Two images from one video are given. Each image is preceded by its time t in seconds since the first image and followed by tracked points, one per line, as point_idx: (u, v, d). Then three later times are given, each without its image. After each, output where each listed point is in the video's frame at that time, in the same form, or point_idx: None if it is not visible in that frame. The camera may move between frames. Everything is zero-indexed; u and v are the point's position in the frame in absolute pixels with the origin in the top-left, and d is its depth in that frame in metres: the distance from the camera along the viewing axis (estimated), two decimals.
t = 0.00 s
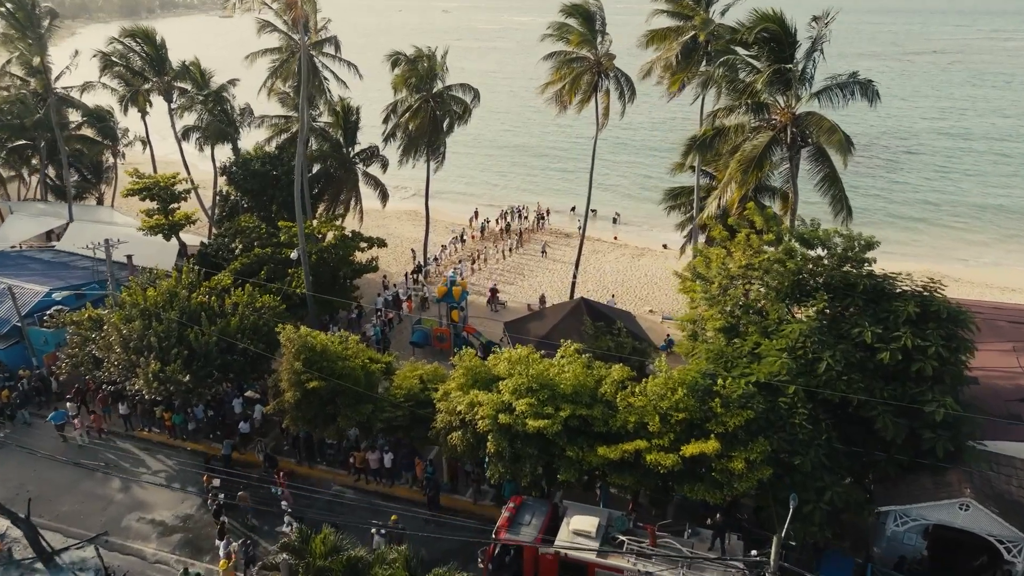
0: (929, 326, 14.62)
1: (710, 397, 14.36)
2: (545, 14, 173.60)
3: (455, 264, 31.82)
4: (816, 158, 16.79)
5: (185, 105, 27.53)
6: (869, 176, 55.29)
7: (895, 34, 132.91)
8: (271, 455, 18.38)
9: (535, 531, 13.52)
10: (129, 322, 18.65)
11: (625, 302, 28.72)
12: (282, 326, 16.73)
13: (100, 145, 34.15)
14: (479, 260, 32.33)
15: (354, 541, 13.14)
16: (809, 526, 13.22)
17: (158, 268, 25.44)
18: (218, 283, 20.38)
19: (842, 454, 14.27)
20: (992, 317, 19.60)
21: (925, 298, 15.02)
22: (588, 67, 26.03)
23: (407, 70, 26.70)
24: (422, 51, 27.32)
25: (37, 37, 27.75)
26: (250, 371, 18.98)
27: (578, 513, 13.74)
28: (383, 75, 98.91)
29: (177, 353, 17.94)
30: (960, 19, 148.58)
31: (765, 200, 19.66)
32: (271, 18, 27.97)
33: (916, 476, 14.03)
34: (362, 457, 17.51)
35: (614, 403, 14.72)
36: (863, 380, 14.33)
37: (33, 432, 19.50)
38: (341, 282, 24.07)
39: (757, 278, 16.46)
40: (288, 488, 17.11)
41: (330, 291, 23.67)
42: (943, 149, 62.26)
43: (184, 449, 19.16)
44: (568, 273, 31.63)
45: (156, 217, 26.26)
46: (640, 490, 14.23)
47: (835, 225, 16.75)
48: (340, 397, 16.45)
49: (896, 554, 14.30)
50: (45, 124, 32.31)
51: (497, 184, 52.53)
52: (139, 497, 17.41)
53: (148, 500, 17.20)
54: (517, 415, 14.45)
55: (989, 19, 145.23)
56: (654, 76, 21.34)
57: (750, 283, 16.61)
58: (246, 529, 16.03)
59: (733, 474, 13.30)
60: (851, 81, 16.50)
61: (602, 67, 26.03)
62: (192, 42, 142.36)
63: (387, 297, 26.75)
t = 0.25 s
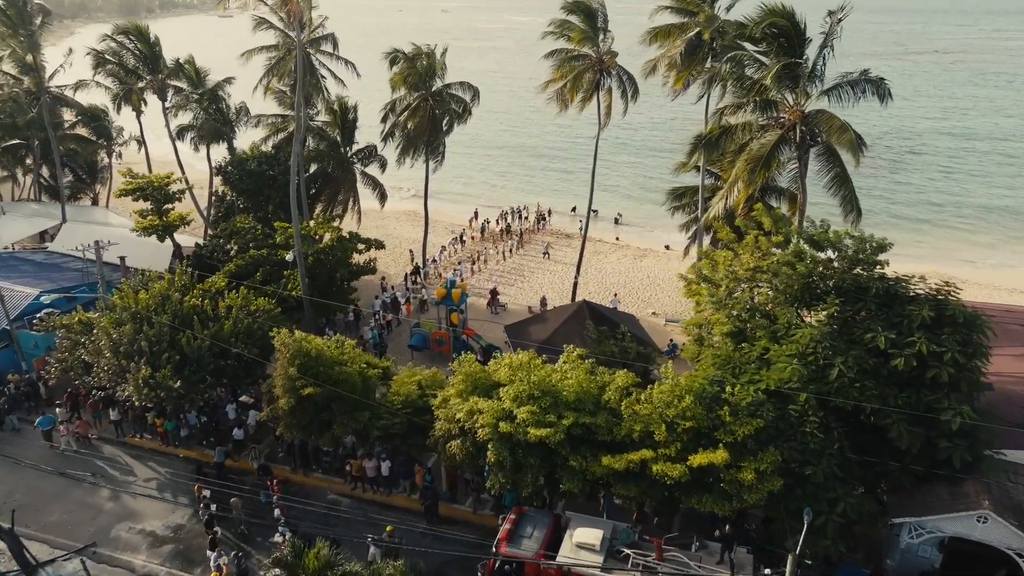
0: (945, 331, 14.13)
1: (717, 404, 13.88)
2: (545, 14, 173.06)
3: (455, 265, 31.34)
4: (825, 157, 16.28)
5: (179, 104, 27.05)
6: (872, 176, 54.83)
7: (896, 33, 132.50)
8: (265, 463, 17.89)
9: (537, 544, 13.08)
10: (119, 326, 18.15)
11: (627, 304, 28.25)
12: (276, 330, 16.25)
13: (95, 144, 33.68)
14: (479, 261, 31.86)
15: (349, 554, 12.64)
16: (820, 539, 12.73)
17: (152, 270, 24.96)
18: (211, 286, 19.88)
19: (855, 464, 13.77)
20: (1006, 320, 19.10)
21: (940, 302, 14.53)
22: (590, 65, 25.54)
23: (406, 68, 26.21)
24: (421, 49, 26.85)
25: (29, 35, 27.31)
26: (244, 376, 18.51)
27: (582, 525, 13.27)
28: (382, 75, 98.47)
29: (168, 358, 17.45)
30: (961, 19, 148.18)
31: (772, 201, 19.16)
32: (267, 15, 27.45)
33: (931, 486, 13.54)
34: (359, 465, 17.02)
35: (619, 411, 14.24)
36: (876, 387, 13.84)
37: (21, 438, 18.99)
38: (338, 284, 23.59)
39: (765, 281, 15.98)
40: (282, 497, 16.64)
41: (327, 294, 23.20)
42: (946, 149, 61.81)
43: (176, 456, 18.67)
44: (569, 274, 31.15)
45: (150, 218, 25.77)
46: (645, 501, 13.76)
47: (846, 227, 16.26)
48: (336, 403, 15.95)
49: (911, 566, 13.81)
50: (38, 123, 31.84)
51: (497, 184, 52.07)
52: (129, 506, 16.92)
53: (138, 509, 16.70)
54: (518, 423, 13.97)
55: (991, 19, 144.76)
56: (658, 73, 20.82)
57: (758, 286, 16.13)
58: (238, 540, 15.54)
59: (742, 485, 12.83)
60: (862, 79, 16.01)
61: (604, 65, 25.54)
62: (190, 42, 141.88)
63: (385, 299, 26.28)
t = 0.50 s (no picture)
0: (961, 337, 13.64)
1: (726, 413, 13.38)
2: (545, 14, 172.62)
3: (455, 267, 30.86)
4: (835, 157, 15.75)
5: (173, 103, 26.56)
6: (875, 177, 54.37)
7: (897, 33, 132.11)
8: (258, 471, 17.39)
9: (539, 559, 12.58)
10: (108, 331, 17.66)
11: (629, 307, 27.78)
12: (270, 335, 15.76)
13: (89, 144, 33.22)
14: (479, 263, 31.38)
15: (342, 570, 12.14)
16: (834, 553, 12.23)
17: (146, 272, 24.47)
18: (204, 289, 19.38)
19: (868, 475, 13.27)
20: (1020, 325, 18.60)
21: (955, 307, 14.03)
22: (592, 63, 25.07)
23: (404, 67, 25.72)
24: (420, 47, 26.37)
25: (20, 33, 26.81)
26: (238, 381, 18.03)
27: (585, 538, 12.77)
28: (381, 75, 98.01)
29: (159, 364, 16.95)
30: (961, 19, 147.81)
31: (780, 202, 18.65)
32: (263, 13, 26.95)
33: (947, 498, 13.03)
34: (355, 474, 16.52)
35: (623, 420, 13.76)
36: (890, 395, 13.35)
37: (8, 446, 18.49)
38: (335, 287, 23.10)
39: (774, 285, 15.49)
40: (275, 507, 16.14)
41: (323, 297, 22.72)
42: (949, 149, 61.37)
43: (168, 463, 18.18)
44: (571, 276, 30.66)
45: (143, 219, 25.26)
46: (651, 513, 13.28)
47: (856, 229, 15.77)
48: (331, 411, 15.45)
49: None
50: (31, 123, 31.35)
51: (497, 185, 51.61)
52: (118, 516, 16.42)
53: (127, 519, 16.19)
54: (519, 432, 13.48)
55: (993, 19, 144.31)
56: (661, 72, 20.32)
57: (767, 290, 15.65)
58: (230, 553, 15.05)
59: (752, 498, 12.35)
60: (873, 77, 15.55)
61: (606, 63, 25.07)
62: (190, 42, 141.48)
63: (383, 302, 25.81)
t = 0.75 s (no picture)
0: (978, 342, 13.15)
1: (735, 423, 12.90)
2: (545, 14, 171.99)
3: (454, 269, 30.39)
4: (847, 157, 15.25)
5: (167, 103, 26.07)
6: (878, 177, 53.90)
7: (898, 33, 131.65)
8: (251, 480, 16.90)
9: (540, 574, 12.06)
10: (98, 335, 17.17)
11: (632, 309, 27.30)
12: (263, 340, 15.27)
13: (83, 144, 32.76)
14: (478, 264, 30.91)
15: None
16: (848, 570, 11.73)
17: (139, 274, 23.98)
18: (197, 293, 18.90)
19: (883, 486, 12.76)
20: None
21: (972, 312, 13.53)
22: (593, 62, 24.60)
23: (403, 65, 25.24)
24: (418, 45, 25.88)
25: (11, 31, 26.30)
26: (232, 387, 17.57)
27: (589, 553, 12.28)
28: (380, 75, 97.53)
29: (149, 369, 16.47)
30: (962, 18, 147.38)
31: (788, 203, 18.15)
32: (258, 10, 26.46)
33: (965, 511, 12.51)
34: (351, 483, 16.03)
35: (628, 429, 13.28)
36: (905, 403, 12.85)
37: None
38: (331, 290, 22.63)
39: (783, 288, 15.00)
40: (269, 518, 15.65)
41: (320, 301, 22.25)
42: (952, 149, 60.90)
43: (159, 472, 17.70)
44: (572, 278, 30.18)
45: (136, 220, 24.77)
46: (657, 527, 12.80)
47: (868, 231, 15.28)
48: (326, 418, 14.96)
49: None
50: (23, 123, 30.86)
51: (497, 186, 51.09)
52: (107, 527, 15.93)
53: (116, 530, 15.72)
54: (520, 442, 13.00)
55: (995, 18, 143.65)
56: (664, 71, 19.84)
57: (776, 295, 15.16)
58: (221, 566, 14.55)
59: (763, 511, 11.86)
60: (885, 75, 15.11)
61: (608, 61, 24.60)
62: (188, 41, 140.75)
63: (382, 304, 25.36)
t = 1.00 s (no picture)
0: (996, 349, 12.66)
1: (744, 433, 12.44)
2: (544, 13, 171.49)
3: (453, 271, 29.92)
4: (858, 157, 14.77)
5: (161, 101, 25.58)
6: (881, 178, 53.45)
7: (899, 33, 131.20)
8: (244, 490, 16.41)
9: None
10: (86, 340, 16.69)
11: (634, 312, 26.84)
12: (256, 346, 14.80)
13: (77, 143, 32.30)
14: (478, 266, 30.45)
15: None
16: None
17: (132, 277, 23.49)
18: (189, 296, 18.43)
19: (898, 499, 12.26)
20: None
21: (989, 318, 13.04)
22: (595, 60, 24.15)
23: (401, 63, 24.74)
24: (417, 43, 25.37)
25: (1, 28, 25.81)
26: (225, 394, 17.09)
27: (592, 568, 11.79)
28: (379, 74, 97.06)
29: (139, 375, 15.99)
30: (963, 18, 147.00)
31: (796, 205, 17.70)
32: (254, 7, 25.96)
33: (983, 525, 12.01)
34: (346, 493, 15.54)
35: (633, 439, 12.80)
36: (921, 413, 12.36)
37: None
38: (328, 293, 22.16)
39: (793, 292, 14.54)
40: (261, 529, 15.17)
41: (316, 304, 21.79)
42: (956, 149, 60.46)
43: (149, 480, 17.21)
44: (573, 280, 29.72)
45: (129, 222, 24.28)
46: (664, 541, 12.31)
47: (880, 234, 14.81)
48: (320, 426, 14.49)
49: None
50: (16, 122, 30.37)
51: (497, 187, 50.62)
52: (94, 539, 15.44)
53: (104, 542, 15.24)
54: (521, 453, 12.52)
55: (996, 18, 143.21)
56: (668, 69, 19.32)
57: (785, 299, 14.68)
58: None
59: (774, 526, 11.38)
60: (898, 72, 14.60)
61: (610, 59, 24.13)
62: (186, 40, 140.13)
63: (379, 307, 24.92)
